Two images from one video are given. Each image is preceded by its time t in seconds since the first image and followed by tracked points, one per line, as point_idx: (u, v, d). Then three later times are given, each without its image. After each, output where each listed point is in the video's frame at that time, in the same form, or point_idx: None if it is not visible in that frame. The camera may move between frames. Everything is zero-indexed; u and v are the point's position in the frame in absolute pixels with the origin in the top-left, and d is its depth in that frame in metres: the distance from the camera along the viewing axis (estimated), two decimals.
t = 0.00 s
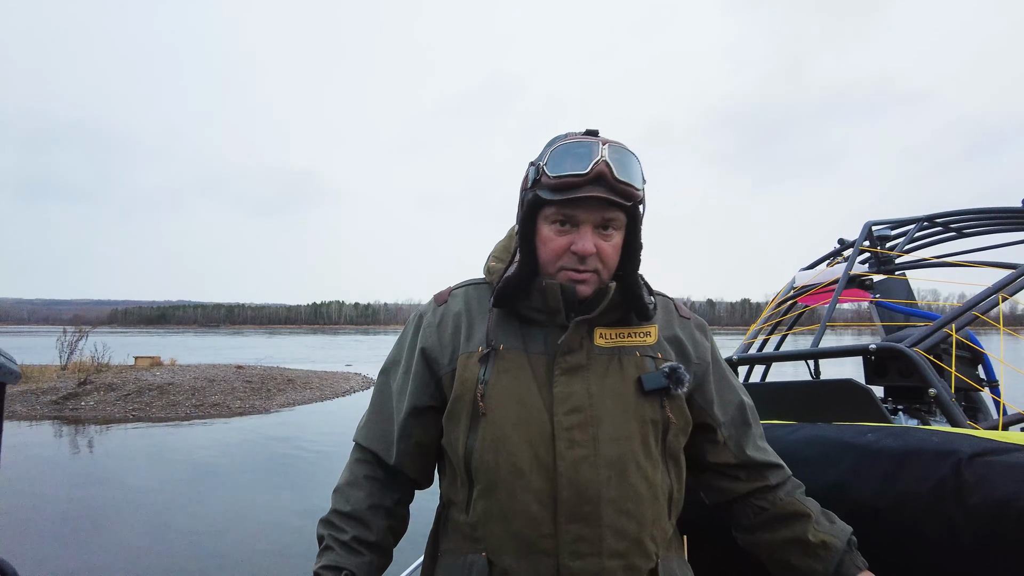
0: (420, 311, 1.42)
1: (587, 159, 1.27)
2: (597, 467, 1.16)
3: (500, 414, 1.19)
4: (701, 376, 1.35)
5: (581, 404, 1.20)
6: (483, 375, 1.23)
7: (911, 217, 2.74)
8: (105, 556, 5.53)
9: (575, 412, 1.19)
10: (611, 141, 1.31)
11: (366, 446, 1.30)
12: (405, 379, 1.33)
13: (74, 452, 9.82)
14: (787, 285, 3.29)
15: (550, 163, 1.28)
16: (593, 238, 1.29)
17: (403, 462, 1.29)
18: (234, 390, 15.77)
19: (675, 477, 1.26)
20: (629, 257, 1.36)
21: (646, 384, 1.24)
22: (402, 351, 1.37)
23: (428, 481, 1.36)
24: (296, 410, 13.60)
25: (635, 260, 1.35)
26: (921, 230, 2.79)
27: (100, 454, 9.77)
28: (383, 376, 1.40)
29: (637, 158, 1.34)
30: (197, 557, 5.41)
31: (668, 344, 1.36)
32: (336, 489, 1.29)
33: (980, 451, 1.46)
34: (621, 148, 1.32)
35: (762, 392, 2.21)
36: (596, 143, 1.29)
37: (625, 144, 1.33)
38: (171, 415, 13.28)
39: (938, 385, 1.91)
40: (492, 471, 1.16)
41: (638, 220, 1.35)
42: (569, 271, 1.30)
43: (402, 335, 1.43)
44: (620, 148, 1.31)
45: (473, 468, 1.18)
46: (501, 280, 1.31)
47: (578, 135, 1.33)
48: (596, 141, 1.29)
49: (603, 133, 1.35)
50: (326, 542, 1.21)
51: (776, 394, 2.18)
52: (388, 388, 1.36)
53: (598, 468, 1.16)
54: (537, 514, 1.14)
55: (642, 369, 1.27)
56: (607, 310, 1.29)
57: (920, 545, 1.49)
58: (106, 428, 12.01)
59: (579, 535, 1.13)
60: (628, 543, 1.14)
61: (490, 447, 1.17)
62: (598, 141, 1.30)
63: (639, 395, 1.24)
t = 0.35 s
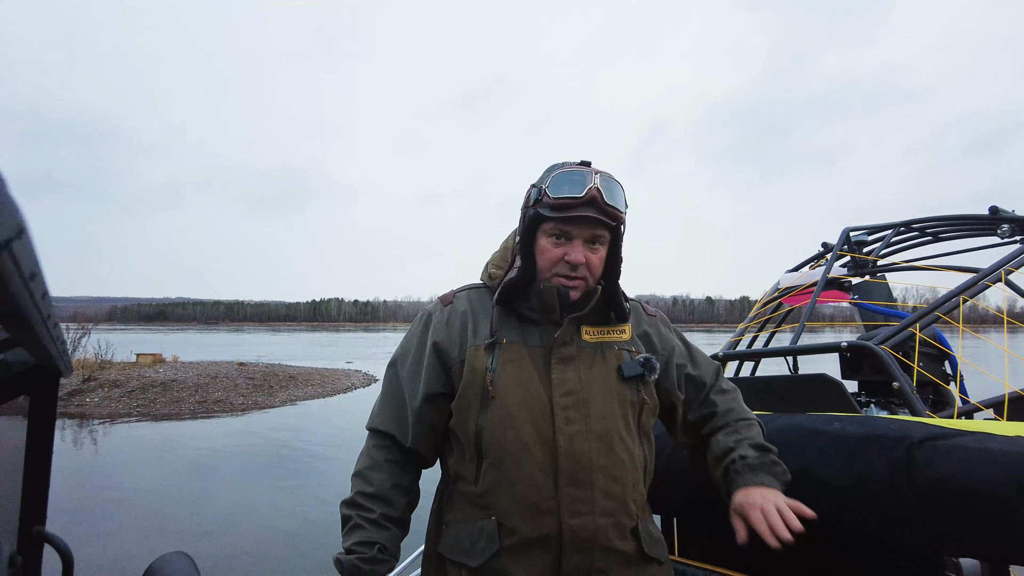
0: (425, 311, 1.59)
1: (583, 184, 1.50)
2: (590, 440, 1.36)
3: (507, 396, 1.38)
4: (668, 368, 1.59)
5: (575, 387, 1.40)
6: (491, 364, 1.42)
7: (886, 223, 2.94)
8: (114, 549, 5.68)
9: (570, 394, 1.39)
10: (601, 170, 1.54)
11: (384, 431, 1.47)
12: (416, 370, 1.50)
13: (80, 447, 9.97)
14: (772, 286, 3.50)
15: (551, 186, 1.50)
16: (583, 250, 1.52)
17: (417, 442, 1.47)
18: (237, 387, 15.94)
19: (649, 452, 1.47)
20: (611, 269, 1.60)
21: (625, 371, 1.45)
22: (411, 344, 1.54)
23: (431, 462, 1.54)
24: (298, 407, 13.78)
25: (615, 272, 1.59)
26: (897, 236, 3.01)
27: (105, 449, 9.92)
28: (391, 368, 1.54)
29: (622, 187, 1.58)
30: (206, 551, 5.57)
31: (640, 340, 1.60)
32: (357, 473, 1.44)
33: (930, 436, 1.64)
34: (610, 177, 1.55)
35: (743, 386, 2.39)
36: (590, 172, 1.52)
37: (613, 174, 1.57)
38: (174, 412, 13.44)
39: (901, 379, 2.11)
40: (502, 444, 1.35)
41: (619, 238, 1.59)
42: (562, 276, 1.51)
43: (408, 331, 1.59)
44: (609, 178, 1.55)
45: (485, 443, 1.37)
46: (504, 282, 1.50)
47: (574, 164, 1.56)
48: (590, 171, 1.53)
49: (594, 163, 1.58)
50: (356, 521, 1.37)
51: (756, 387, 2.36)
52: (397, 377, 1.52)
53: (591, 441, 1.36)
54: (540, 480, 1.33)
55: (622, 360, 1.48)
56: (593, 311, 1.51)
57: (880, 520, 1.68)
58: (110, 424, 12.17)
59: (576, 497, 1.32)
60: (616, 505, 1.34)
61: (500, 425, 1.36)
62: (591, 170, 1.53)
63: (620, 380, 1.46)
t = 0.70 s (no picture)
0: (431, 281, 1.75)
1: (575, 170, 1.67)
2: (579, 391, 1.55)
3: (507, 355, 1.57)
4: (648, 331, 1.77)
5: (566, 346, 1.58)
6: (493, 327, 1.60)
7: (865, 203, 3.12)
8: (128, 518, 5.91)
9: (562, 352, 1.58)
10: (592, 158, 1.70)
11: (394, 386, 1.63)
12: (424, 332, 1.67)
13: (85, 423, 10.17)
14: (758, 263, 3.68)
15: (547, 171, 1.67)
16: (574, 229, 1.69)
17: (426, 396, 1.64)
18: (236, 364, 16.14)
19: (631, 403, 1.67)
20: (598, 248, 1.77)
21: (611, 333, 1.64)
22: (418, 311, 1.70)
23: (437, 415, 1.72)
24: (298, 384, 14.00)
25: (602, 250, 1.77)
26: (875, 215, 3.21)
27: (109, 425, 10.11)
28: (401, 332, 1.71)
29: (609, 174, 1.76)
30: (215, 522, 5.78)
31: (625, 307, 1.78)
32: (371, 420, 1.63)
33: (890, 393, 1.81)
34: (599, 164, 1.72)
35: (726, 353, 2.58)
36: (581, 160, 1.69)
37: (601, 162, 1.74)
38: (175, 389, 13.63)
39: (869, 344, 2.28)
40: (502, 396, 1.54)
41: (606, 220, 1.77)
42: (555, 252, 1.68)
43: (415, 300, 1.75)
44: (598, 166, 1.72)
45: (488, 395, 1.55)
46: (504, 256, 1.68)
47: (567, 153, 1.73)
48: (581, 159, 1.70)
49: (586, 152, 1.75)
50: (369, 461, 1.56)
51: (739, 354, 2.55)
52: (407, 340, 1.68)
53: (580, 392, 1.55)
54: (536, 426, 1.52)
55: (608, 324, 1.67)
56: (582, 282, 1.69)
57: (844, 467, 1.86)
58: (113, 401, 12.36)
59: (568, 440, 1.52)
60: (602, 446, 1.55)
61: (501, 379, 1.55)
62: (582, 158, 1.70)
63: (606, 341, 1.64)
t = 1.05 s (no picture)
0: (427, 239, 1.88)
1: (542, 127, 1.71)
2: (562, 332, 1.72)
3: (496, 302, 1.73)
4: (625, 277, 1.93)
5: (549, 292, 1.75)
6: (483, 278, 1.75)
7: (835, 157, 3.28)
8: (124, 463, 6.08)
9: (545, 298, 1.74)
10: (560, 112, 1.73)
11: (399, 335, 1.80)
12: (422, 286, 1.81)
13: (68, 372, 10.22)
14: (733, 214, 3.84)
15: (517, 131, 1.73)
16: (548, 183, 1.77)
17: (427, 342, 1.81)
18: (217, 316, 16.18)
19: (610, 341, 1.85)
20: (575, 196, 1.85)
21: (592, 279, 1.80)
22: (417, 266, 1.84)
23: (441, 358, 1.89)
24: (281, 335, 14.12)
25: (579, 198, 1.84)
26: (845, 168, 3.38)
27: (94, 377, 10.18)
28: (403, 287, 1.86)
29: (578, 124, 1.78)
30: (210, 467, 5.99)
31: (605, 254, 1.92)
32: (381, 366, 1.80)
33: (848, 333, 1.99)
34: (567, 117, 1.75)
35: (702, 299, 2.77)
36: (547, 117, 1.72)
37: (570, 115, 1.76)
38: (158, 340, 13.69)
39: (834, 291, 2.48)
40: (492, 339, 1.70)
41: (581, 168, 1.82)
42: (532, 207, 1.78)
43: (413, 257, 1.89)
44: (566, 119, 1.75)
45: (479, 338, 1.72)
46: (486, 213, 1.80)
47: (537, 109, 1.76)
48: (547, 115, 1.73)
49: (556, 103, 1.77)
50: (379, 403, 1.74)
51: (714, 300, 2.74)
52: (408, 293, 1.84)
53: (563, 332, 1.72)
54: (523, 364, 1.69)
55: (590, 270, 1.82)
56: (561, 231, 1.81)
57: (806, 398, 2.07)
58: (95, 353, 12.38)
59: (552, 375, 1.70)
60: (584, 380, 1.72)
61: (490, 324, 1.71)
62: (549, 114, 1.73)
63: (587, 286, 1.80)
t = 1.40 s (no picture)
0: (421, 208, 1.97)
1: (529, 119, 1.75)
2: (537, 310, 1.81)
3: (476, 278, 1.83)
4: (608, 260, 1.98)
5: (528, 272, 1.83)
6: (466, 254, 1.84)
7: (799, 134, 3.43)
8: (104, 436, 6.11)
9: (524, 277, 1.82)
10: (549, 103, 1.76)
11: (387, 299, 1.91)
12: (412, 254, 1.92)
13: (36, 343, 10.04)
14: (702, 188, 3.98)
15: (505, 119, 1.77)
16: (533, 171, 1.81)
17: (413, 308, 1.92)
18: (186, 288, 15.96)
19: (587, 321, 1.92)
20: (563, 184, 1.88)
21: (571, 262, 1.87)
22: (409, 235, 1.95)
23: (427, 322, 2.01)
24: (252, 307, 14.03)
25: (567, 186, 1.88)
26: (808, 145, 3.53)
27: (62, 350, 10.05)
28: (396, 253, 1.97)
29: (567, 114, 1.81)
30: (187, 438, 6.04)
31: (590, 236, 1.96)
32: (367, 324, 1.91)
33: (805, 304, 2.15)
34: (557, 108, 1.78)
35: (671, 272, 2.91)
36: (534, 109, 1.76)
37: (559, 106, 1.79)
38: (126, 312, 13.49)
39: (794, 264, 2.63)
40: (472, 312, 1.81)
41: (569, 158, 1.86)
42: (516, 192, 1.83)
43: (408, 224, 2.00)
44: (555, 111, 1.78)
45: (460, 310, 1.83)
46: (473, 193, 1.86)
47: (528, 98, 1.80)
48: (535, 107, 1.76)
49: (547, 93, 1.80)
50: (362, 358, 1.85)
51: (682, 272, 2.88)
52: (399, 259, 1.95)
53: (538, 311, 1.81)
54: (499, 337, 1.80)
55: (570, 252, 1.89)
56: (546, 216, 1.86)
57: (764, 365, 2.22)
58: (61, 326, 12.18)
59: (525, 350, 1.80)
60: (555, 356, 1.82)
61: (471, 297, 1.81)
62: (537, 106, 1.76)
63: (567, 268, 1.87)
